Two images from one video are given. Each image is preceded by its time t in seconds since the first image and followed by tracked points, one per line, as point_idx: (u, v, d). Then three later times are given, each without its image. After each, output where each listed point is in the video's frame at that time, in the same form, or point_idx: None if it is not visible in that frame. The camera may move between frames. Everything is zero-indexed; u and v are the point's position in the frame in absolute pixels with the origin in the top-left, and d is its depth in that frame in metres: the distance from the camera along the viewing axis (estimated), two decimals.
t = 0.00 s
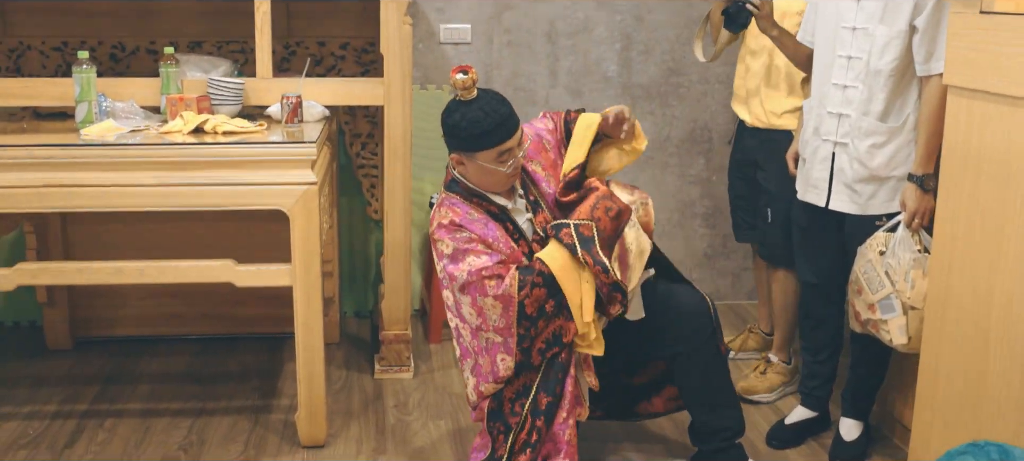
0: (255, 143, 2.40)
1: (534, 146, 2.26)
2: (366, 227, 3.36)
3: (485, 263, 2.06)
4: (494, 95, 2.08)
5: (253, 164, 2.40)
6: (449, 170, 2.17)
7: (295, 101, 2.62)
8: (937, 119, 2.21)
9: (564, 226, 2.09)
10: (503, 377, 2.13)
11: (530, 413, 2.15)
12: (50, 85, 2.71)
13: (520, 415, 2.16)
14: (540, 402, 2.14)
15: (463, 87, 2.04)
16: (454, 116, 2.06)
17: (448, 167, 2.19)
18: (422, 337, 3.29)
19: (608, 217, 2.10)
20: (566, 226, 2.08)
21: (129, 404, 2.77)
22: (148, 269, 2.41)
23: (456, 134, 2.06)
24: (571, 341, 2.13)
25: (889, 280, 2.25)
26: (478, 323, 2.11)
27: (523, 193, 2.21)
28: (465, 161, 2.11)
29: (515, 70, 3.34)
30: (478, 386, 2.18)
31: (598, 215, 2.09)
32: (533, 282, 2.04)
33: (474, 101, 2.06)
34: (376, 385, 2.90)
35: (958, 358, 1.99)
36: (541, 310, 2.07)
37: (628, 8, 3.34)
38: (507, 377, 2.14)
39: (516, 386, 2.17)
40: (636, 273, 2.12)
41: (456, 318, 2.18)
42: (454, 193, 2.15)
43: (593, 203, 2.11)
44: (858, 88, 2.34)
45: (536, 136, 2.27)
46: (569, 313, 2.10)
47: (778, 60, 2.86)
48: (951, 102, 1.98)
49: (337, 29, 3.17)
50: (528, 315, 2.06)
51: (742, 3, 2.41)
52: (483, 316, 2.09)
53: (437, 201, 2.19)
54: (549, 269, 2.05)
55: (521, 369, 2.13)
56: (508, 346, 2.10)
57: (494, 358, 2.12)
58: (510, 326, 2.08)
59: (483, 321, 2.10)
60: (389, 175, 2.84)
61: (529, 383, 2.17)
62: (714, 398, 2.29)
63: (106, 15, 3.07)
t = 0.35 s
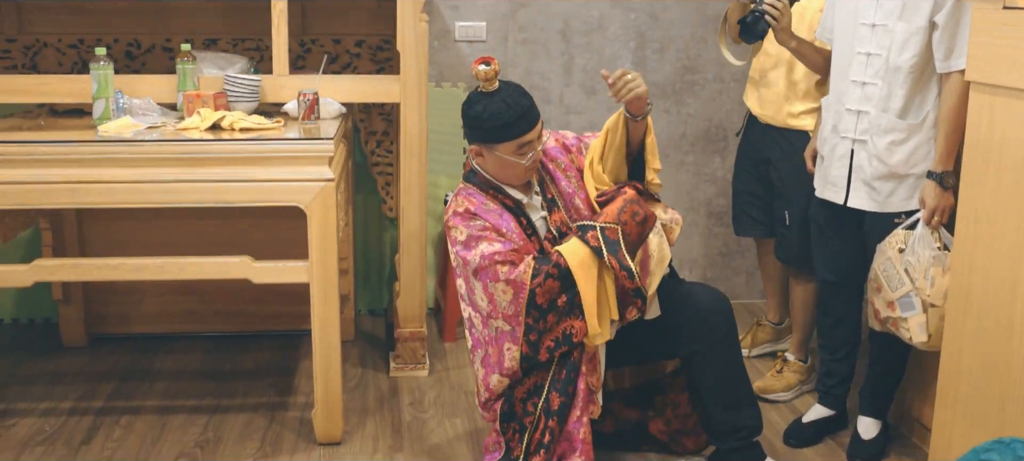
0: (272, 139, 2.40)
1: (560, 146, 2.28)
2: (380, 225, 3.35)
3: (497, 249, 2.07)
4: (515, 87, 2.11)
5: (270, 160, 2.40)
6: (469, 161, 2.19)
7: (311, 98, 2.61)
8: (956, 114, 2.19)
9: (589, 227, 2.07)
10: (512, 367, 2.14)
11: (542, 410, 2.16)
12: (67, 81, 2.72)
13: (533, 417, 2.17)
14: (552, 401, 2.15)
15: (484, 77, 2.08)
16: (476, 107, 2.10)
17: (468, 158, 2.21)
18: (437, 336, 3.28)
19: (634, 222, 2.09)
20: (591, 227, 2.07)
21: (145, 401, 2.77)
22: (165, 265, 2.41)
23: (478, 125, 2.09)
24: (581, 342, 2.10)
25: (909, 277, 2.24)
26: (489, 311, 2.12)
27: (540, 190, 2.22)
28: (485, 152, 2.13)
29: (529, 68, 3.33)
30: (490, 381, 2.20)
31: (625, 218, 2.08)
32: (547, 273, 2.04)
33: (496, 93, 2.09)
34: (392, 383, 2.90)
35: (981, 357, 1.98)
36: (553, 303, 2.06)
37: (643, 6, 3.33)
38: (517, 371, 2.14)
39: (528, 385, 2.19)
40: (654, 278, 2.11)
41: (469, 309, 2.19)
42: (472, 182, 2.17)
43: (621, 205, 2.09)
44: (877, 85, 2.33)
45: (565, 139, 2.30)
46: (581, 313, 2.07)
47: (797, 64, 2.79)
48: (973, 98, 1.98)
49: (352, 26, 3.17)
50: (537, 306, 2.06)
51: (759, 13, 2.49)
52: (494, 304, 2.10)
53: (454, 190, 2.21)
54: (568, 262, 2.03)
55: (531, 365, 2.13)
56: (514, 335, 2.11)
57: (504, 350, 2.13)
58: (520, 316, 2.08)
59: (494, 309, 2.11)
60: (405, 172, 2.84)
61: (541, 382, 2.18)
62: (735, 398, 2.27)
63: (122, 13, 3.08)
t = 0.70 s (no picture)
0: (284, 137, 2.39)
1: (583, 145, 2.25)
2: (391, 224, 3.35)
3: (519, 232, 2.05)
4: (545, 80, 2.09)
5: (282, 158, 2.39)
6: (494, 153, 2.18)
7: (324, 96, 2.63)
8: (974, 111, 2.17)
9: (617, 216, 2.05)
10: (528, 349, 2.12)
11: (562, 402, 2.15)
12: (78, 80, 2.71)
13: (553, 408, 2.17)
14: (572, 393, 2.14)
15: (513, 68, 2.06)
16: (504, 98, 2.08)
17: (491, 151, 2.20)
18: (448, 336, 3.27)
19: (660, 216, 2.07)
20: (618, 216, 2.05)
21: (156, 401, 2.76)
22: (177, 263, 2.40)
23: (504, 116, 2.07)
24: (599, 329, 2.08)
25: (924, 274, 2.22)
26: (507, 294, 2.09)
27: (562, 187, 2.21)
28: (510, 144, 2.11)
29: (540, 66, 3.32)
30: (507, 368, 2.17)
31: (652, 212, 2.06)
32: (569, 254, 2.01)
33: (525, 85, 2.07)
34: (403, 382, 2.89)
35: (1000, 353, 1.97)
36: (573, 286, 2.04)
37: (654, 4, 3.32)
38: (533, 354, 2.12)
39: (547, 377, 2.17)
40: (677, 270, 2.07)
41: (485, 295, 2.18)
42: (494, 173, 2.16)
43: (647, 199, 2.07)
44: (893, 81, 2.32)
45: (588, 136, 2.26)
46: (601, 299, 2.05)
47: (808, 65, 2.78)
48: (993, 93, 1.96)
49: (362, 24, 3.16)
50: (557, 286, 2.03)
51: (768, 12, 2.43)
52: (513, 287, 2.07)
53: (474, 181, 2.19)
54: (590, 245, 2.01)
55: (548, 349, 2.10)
56: (531, 315, 2.09)
57: (522, 333, 2.11)
58: (538, 298, 2.05)
59: (512, 291, 2.08)
60: (418, 170, 2.83)
61: (560, 374, 2.16)
62: (751, 397, 2.26)
63: (133, 12, 3.07)
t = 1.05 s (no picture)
0: (293, 142, 2.39)
1: (623, 151, 2.25)
2: (400, 230, 3.34)
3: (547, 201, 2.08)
4: (592, 83, 2.12)
5: (292, 163, 2.39)
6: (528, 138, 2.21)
7: (333, 100, 2.64)
8: (987, 113, 2.17)
9: (649, 204, 2.06)
10: (547, 320, 2.12)
11: (593, 388, 2.17)
12: (87, 85, 2.71)
13: (577, 396, 2.19)
14: (604, 382, 2.15)
15: (563, 65, 2.09)
16: (549, 92, 2.10)
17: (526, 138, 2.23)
18: (458, 341, 3.26)
19: (684, 210, 2.10)
20: (650, 204, 2.06)
21: (166, 407, 2.76)
22: (186, 269, 2.39)
23: (545, 110, 2.09)
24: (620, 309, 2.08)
25: (938, 277, 2.21)
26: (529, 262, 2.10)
27: (591, 189, 2.24)
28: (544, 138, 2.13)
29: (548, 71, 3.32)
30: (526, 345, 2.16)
31: (678, 205, 2.09)
32: (598, 224, 2.03)
33: (571, 84, 2.10)
34: (413, 388, 2.88)
35: (1016, 355, 1.96)
36: (596, 258, 2.04)
37: (662, 8, 3.31)
38: (551, 327, 2.12)
39: (569, 365, 2.16)
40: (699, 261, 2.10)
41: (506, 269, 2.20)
42: (525, 157, 2.18)
43: (672, 193, 2.10)
44: (905, 83, 2.31)
45: (630, 143, 2.26)
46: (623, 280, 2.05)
47: (818, 69, 2.77)
48: (1008, 94, 1.95)
49: (370, 29, 3.16)
50: (580, 254, 2.04)
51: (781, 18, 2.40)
52: (535, 255, 2.08)
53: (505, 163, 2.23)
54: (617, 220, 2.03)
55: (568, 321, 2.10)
56: (553, 281, 2.08)
57: (542, 302, 2.11)
58: (559, 267, 2.06)
59: (535, 259, 2.08)
60: (426, 176, 2.82)
61: (584, 364, 2.17)
62: (764, 401, 2.25)
63: (141, 18, 3.07)
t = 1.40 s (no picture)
0: (299, 141, 2.39)
1: (646, 149, 2.23)
2: (405, 230, 3.34)
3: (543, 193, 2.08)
4: (611, 81, 2.11)
5: (298, 162, 2.39)
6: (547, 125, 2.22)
7: (339, 100, 2.63)
8: (994, 110, 2.16)
9: (642, 211, 2.09)
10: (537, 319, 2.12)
11: (597, 386, 2.17)
12: (93, 86, 2.71)
13: (579, 397, 2.17)
14: (612, 381, 2.16)
15: (582, 61, 2.06)
16: (566, 87, 2.10)
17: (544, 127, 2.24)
18: (463, 341, 3.26)
19: (674, 214, 2.13)
20: (643, 212, 2.08)
21: (172, 407, 2.75)
22: (193, 269, 2.39)
23: (561, 105, 2.09)
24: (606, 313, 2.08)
25: (945, 275, 2.20)
26: (520, 258, 2.10)
27: (601, 185, 2.21)
28: (557, 131, 2.13)
29: (553, 70, 3.31)
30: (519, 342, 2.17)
31: (669, 209, 2.12)
32: (585, 230, 2.05)
33: (588, 81, 2.09)
34: (418, 388, 2.88)
35: None
36: (580, 262, 2.06)
37: (667, 8, 3.31)
38: (542, 325, 2.13)
39: (569, 368, 2.15)
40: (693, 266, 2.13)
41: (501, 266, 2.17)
42: (539, 141, 2.20)
43: (662, 197, 2.13)
44: (912, 81, 2.31)
45: (655, 142, 2.23)
46: (609, 284, 2.06)
47: (825, 64, 2.77)
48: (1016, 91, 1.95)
49: (375, 30, 3.16)
50: (565, 258, 2.05)
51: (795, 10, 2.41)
52: (523, 250, 2.08)
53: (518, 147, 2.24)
54: (603, 224, 2.05)
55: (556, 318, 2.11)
56: (540, 282, 2.09)
57: (529, 304, 2.11)
58: (546, 267, 2.07)
59: (525, 254, 2.08)
60: (432, 176, 2.82)
61: (586, 364, 2.15)
62: (771, 401, 2.25)
63: (146, 19, 3.07)
